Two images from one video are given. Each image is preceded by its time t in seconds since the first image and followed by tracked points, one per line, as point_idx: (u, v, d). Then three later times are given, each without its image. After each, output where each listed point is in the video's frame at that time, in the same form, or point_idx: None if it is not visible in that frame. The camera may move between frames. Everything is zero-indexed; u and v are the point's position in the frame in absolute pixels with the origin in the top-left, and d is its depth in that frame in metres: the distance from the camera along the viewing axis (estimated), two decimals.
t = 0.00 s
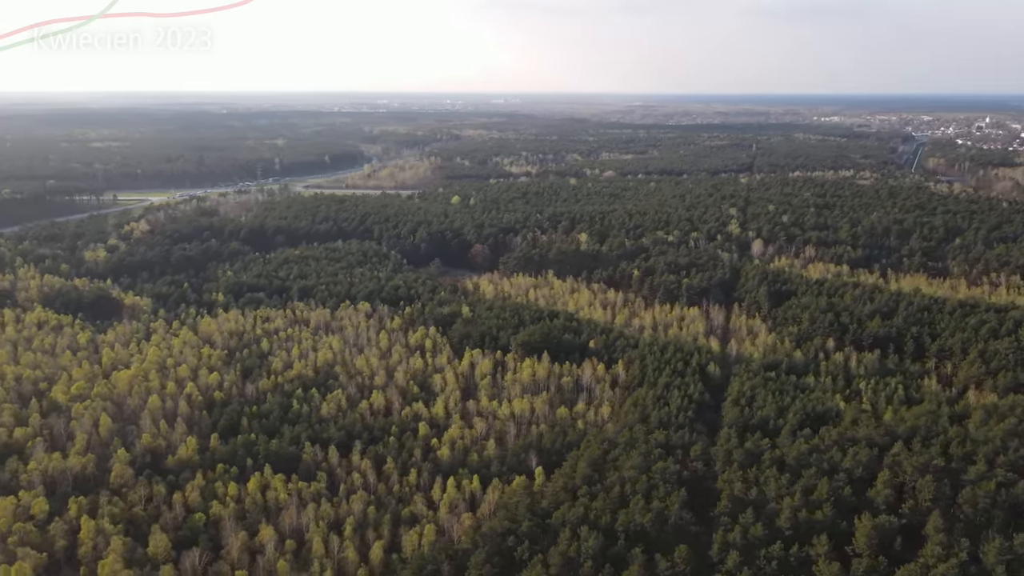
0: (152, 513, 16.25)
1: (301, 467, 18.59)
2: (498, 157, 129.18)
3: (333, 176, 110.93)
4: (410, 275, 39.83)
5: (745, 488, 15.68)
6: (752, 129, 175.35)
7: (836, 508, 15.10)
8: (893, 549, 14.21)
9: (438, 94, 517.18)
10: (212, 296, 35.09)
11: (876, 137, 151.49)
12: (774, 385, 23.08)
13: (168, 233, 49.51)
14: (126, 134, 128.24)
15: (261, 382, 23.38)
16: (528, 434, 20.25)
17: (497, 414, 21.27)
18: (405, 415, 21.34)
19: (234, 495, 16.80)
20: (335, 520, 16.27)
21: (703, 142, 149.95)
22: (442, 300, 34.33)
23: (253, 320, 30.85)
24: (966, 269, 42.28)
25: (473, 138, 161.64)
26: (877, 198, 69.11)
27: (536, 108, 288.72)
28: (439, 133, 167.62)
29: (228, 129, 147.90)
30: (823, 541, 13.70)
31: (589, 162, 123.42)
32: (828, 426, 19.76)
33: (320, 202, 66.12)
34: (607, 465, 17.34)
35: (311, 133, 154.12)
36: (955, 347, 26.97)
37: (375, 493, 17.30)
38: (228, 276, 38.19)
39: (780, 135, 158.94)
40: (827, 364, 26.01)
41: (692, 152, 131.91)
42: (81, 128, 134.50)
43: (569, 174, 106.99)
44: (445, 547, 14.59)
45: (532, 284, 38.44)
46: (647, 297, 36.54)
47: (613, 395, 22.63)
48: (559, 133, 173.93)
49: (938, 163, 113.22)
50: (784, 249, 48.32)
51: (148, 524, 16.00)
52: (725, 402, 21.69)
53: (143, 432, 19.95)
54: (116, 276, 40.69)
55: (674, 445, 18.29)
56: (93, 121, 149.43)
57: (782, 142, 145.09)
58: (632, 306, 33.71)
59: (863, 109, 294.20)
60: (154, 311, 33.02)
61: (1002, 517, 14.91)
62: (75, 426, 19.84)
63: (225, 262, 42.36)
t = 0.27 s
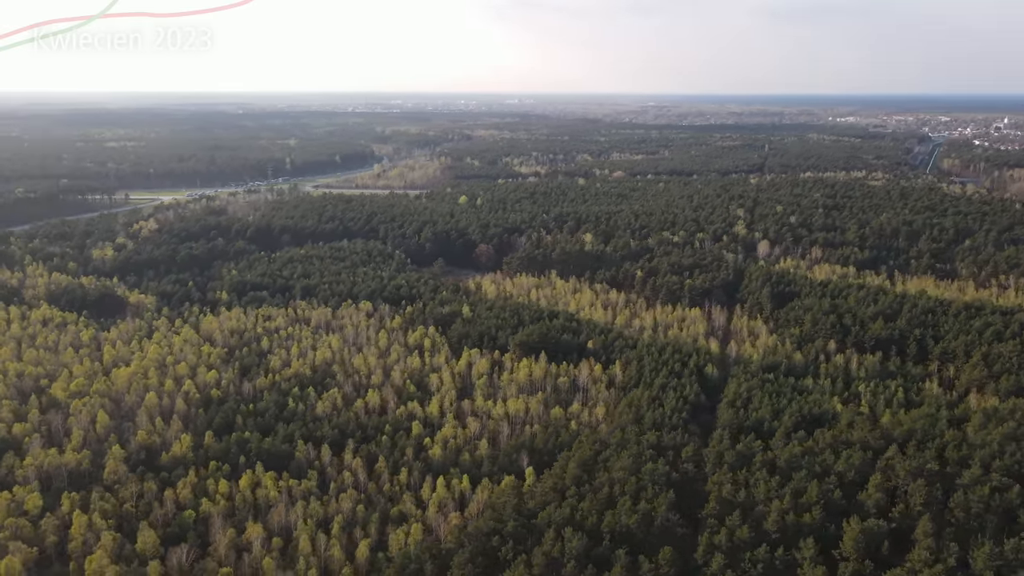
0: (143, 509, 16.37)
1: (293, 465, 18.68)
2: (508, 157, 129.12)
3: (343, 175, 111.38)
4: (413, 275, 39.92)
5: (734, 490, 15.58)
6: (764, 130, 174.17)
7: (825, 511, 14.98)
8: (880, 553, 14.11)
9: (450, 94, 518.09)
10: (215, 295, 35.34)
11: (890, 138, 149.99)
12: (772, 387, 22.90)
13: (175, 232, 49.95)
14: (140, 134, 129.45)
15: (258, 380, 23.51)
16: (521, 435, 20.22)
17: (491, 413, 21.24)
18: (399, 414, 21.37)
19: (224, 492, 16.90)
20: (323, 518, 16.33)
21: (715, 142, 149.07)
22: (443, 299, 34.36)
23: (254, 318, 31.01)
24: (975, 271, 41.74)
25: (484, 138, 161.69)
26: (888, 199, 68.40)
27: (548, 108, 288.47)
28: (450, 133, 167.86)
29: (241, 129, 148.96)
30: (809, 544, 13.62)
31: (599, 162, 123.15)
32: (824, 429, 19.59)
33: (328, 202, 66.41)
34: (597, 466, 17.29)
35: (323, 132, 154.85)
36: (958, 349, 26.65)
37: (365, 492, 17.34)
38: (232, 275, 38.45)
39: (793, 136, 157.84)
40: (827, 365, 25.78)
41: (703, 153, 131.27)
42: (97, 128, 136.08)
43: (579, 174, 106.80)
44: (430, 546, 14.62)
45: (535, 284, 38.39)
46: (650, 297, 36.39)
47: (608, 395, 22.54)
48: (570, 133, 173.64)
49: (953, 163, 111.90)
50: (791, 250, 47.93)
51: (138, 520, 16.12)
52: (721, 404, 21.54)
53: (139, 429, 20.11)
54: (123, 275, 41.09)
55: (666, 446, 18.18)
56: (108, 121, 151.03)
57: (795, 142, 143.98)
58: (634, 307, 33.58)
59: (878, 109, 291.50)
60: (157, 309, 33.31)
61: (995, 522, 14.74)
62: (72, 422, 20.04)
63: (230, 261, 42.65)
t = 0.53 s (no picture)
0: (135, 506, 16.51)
1: (286, 463, 18.77)
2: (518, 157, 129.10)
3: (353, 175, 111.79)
4: (416, 275, 39.99)
5: (723, 493, 15.49)
6: (777, 130, 172.99)
7: (814, 515, 14.87)
8: (869, 559, 14.01)
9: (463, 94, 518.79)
10: (219, 294, 35.59)
11: (904, 138, 148.47)
12: (769, 389, 22.73)
13: (183, 231, 50.36)
14: (154, 134, 130.65)
15: (256, 378, 23.64)
16: (514, 435, 20.18)
17: (485, 414, 21.23)
18: (394, 413, 21.41)
19: (216, 490, 17.00)
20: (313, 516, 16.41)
21: (726, 142, 148.25)
22: (445, 299, 34.39)
23: (256, 317, 31.15)
24: (984, 273, 41.21)
25: (494, 138, 161.74)
26: (900, 200, 67.68)
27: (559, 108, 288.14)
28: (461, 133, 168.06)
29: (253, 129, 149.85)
30: (795, 548, 13.54)
31: (609, 162, 122.86)
32: (820, 432, 19.46)
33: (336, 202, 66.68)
34: (589, 467, 17.23)
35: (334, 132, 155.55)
36: (961, 353, 26.34)
37: (355, 491, 17.39)
38: (237, 274, 38.71)
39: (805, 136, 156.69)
40: (829, 367, 25.53)
41: (714, 153, 130.60)
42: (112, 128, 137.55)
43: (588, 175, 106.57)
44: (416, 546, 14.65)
45: (537, 284, 38.34)
46: (653, 298, 36.20)
47: (603, 396, 22.43)
48: (581, 134, 173.33)
49: (967, 164, 110.58)
50: (798, 251, 47.56)
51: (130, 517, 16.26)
52: (717, 407, 21.38)
53: (136, 426, 20.28)
54: (129, 273, 41.47)
55: (658, 448, 18.10)
56: (123, 121, 152.57)
57: (808, 142, 142.88)
58: (636, 308, 33.45)
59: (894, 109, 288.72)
60: (161, 308, 33.58)
61: (989, 528, 14.57)
62: (70, 419, 20.25)
63: (235, 260, 42.94)
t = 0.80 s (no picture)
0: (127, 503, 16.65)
1: (278, 462, 18.86)
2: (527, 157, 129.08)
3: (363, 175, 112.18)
4: (419, 275, 40.06)
5: (712, 495, 15.41)
6: (789, 130, 171.80)
7: (803, 519, 14.76)
8: (856, 564, 13.92)
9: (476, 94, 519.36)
10: (222, 293, 35.83)
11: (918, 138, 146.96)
12: (766, 391, 22.56)
13: (190, 230, 50.77)
14: (167, 134, 131.83)
15: (254, 377, 23.77)
16: (508, 435, 20.16)
17: (479, 413, 21.22)
18: (388, 413, 21.45)
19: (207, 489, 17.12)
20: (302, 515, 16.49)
21: (738, 142, 147.40)
22: (446, 299, 34.43)
23: (258, 316, 31.32)
24: (993, 275, 40.67)
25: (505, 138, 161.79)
26: (911, 201, 66.96)
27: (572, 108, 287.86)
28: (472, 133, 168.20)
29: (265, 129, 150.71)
30: (780, 553, 13.49)
31: (619, 163, 122.55)
32: (815, 435, 19.30)
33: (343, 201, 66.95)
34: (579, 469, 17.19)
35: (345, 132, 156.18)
36: (964, 356, 26.03)
37: (346, 491, 17.45)
38: (241, 273, 38.97)
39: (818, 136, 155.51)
40: (829, 369, 25.31)
41: (725, 154, 129.91)
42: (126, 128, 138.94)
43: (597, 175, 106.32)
44: (401, 546, 14.69)
45: (540, 284, 38.29)
46: (655, 300, 36.03)
47: (599, 398, 22.34)
48: (592, 134, 172.97)
49: (982, 165, 109.24)
50: (804, 253, 47.19)
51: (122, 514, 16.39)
52: (712, 409, 21.26)
53: (132, 424, 20.46)
54: (136, 272, 41.86)
55: (650, 450, 18.01)
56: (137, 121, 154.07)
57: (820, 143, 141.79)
58: (637, 309, 33.34)
59: (910, 108, 285.78)
60: (165, 306, 33.86)
61: (980, 534, 14.41)
62: (68, 416, 20.45)
63: (240, 259, 43.22)
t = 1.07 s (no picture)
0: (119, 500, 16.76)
1: (270, 461, 18.92)
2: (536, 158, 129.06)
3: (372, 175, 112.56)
4: (421, 275, 40.13)
5: (700, 498, 15.33)
6: (800, 131, 170.74)
7: (791, 522, 14.66)
8: (843, 568, 13.80)
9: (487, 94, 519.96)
10: (225, 291, 36.03)
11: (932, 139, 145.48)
12: (762, 393, 22.40)
13: (196, 229, 51.11)
14: (178, 134, 132.86)
15: (251, 375, 23.89)
16: (500, 436, 20.13)
17: (472, 413, 21.22)
18: (382, 412, 21.49)
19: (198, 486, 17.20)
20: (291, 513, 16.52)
21: (748, 143, 146.60)
22: (447, 299, 34.46)
23: (258, 315, 31.46)
24: (1001, 277, 40.18)
25: (514, 138, 161.84)
26: (921, 202, 66.30)
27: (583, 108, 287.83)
28: (482, 134, 168.36)
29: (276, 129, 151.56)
30: (764, 556, 13.42)
31: (627, 163, 122.22)
32: (809, 438, 19.16)
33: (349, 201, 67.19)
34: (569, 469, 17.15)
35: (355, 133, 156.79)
36: (966, 359, 25.76)
37: (335, 489, 17.49)
38: (244, 272, 39.19)
39: (830, 137, 154.40)
40: (827, 371, 25.12)
41: (735, 154, 129.25)
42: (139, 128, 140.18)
43: (605, 176, 106.07)
44: (387, 545, 14.73)
45: (541, 284, 38.25)
46: (657, 301, 35.87)
47: (594, 399, 22.28)
48: (601, 134, 172.63)
49: (996, 166, 108.01)
50: (810, 254, 46.85)
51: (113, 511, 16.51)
52: (707, 410, 21.13)
53: (128, 421, 20.60)
54: (141, 271, 42.19)
55: (641, 450, 17.94)
56: (150, 121, 155.42)
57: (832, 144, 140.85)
58: (638, 310, 33.25)
59: (924, 108, 283.06)
60: (167, 305, 34.09)
61: (971, 539, 14.26)
62: (65, 414, 20.62)
63: (244, 258, 43.46)
